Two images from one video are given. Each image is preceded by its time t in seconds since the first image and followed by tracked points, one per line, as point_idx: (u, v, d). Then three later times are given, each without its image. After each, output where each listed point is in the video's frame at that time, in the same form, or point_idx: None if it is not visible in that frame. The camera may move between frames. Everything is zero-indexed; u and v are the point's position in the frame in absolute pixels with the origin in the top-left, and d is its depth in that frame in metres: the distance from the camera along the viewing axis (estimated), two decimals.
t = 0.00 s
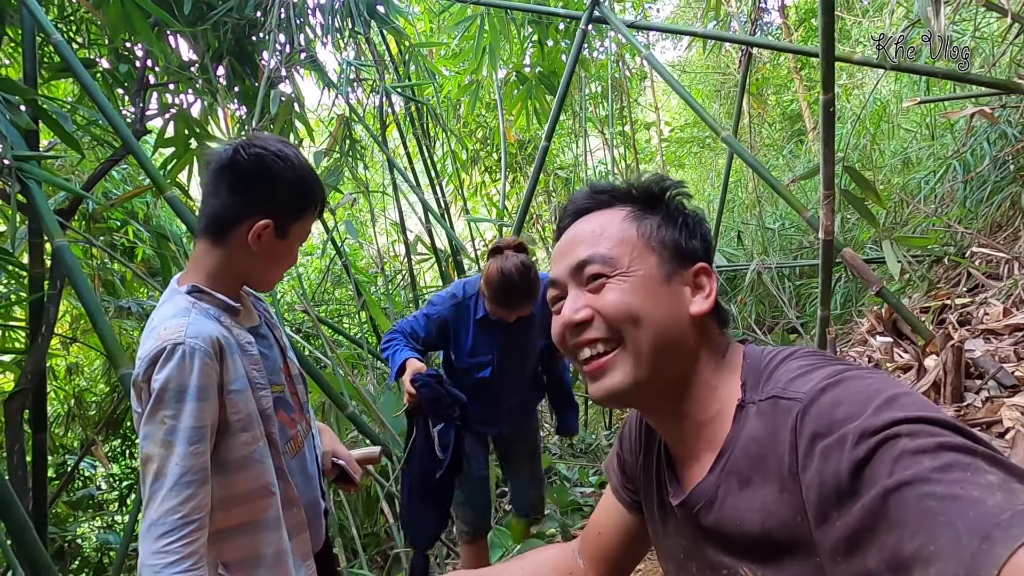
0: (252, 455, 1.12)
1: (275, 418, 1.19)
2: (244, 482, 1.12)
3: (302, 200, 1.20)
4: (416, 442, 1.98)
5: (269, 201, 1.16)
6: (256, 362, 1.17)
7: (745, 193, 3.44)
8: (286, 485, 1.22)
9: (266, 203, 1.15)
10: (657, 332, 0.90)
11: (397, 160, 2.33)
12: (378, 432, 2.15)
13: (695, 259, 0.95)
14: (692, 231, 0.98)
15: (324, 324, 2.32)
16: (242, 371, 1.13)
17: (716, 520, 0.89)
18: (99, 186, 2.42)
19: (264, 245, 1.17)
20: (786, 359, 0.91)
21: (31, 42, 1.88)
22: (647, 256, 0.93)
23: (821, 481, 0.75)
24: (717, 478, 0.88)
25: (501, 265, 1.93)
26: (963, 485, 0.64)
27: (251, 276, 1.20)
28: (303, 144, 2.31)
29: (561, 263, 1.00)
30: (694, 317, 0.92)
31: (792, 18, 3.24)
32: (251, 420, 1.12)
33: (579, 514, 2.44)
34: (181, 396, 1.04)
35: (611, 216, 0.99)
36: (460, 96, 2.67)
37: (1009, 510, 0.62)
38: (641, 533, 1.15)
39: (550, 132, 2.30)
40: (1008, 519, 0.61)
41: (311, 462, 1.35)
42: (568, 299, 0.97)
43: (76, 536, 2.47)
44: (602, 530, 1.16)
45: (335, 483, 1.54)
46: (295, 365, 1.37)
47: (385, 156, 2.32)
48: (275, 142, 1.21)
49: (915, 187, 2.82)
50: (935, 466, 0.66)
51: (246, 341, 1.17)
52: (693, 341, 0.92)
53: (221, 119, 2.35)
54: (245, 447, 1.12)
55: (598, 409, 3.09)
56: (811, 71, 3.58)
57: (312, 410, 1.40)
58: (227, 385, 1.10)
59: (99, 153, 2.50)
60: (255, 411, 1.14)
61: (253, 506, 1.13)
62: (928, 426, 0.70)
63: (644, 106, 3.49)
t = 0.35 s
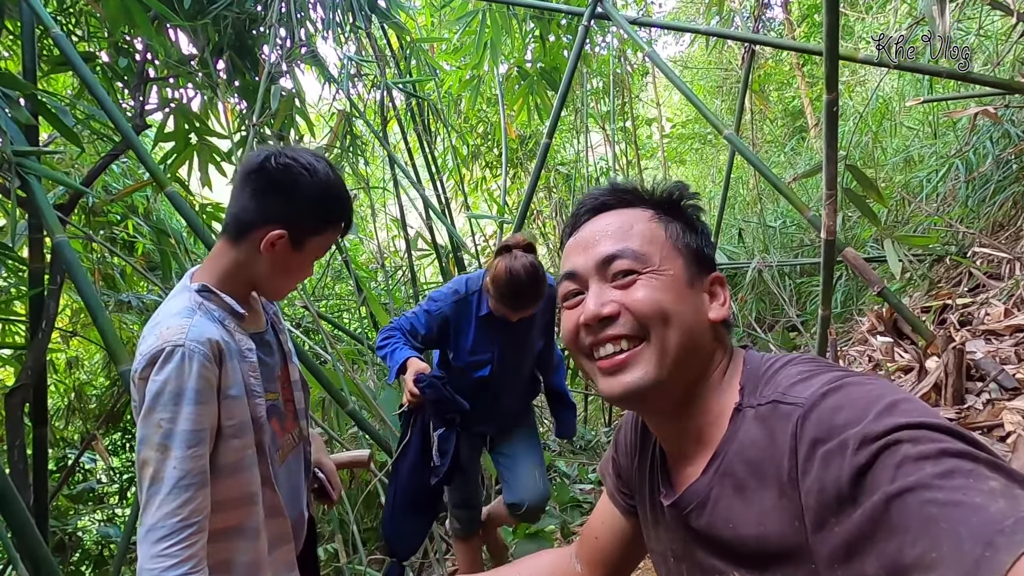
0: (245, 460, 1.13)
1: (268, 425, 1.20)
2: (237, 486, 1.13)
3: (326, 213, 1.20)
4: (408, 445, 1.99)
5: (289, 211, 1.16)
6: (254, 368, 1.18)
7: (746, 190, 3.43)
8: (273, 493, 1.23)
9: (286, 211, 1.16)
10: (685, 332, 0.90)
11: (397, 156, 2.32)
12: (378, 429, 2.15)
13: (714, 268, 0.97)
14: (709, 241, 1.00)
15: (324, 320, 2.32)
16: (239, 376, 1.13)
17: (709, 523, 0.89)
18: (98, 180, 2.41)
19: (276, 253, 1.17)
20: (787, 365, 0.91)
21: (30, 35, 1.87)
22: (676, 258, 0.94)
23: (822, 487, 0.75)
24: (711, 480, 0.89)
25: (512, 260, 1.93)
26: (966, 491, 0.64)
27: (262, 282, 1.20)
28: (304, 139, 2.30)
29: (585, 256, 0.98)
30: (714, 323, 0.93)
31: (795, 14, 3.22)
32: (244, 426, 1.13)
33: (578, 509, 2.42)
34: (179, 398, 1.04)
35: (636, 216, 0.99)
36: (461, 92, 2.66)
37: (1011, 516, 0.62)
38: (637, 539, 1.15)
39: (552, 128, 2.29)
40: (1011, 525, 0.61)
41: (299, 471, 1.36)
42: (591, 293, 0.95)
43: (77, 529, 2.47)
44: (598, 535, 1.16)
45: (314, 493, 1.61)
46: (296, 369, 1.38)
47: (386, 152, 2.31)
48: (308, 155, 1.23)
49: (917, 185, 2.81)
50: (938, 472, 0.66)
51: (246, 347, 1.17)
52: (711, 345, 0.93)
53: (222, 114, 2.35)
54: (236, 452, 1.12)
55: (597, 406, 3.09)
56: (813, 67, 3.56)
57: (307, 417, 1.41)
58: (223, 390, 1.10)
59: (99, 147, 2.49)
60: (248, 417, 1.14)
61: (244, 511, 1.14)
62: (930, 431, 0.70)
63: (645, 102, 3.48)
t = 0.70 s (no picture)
0: (246, 466, 1.13)
1: (268, 431, 1.20)
2: (238, 492, 1.13)
3: (330, 227, 1.19)
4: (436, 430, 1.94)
5: (290, 219, 1.17)
6: (259, 373, 1.18)
7: (747, 188, 3.42)
8: (270, 500, 1.24)
9: (289, 220, 1.17)
10: (691, 345, 0.90)
11: (397, 153, 2.31)
12: (377, 425, 2.15)
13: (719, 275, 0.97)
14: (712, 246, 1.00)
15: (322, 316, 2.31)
16: (245, 381, 1.14)
17: (708, 531, 0.89)
18: (96, 174, 2.40)
19: (273, 261, 1.17)
20: (789, 372, 0.91)
21: (27, 27, 1.85)
22: (680, 269, 0.94)
23: (823, 495, 0.75)
24: (712, 487, 0.89)
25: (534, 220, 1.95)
26: (968, 500, 0.64)
27: (264, 292, 1.20)
28: (303, 135, 2.29)
29: (589, 269, 0.97)
30: (718, 332, 0.94)
31: (797, 11, 3.21)
32: (247, 431, 1.13)
33: (575, 508, 2.41)
34: (186, 400, 1.04)
35: (639, 225, 0.97)
36: (461, 88, 2.64)
37: (1014, 525, 0.62)
38: (636, 545, 1.15)
39: (552, 126, 2.28)
40: (1012, 534, 0.61)
41: (297, 479, 1.37)
42: (595, 308, 0.95)
43: (74, 523, 2.47)
44: (599, 541, 1.16)
45: (313, 498, 1.62)
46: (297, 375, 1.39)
47: (386, 148, 2.30)
48: (323, 167, 1.24)
49: (917, 185, 2.80)
50: (940, 481, 0.66)
51: (251, 351, 1.17)
52: (715, 354, 0.94)
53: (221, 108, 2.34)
54: (238, 457, 1.12)
55: (596, 404, 3.08)
56: (815, 65, 3.55)
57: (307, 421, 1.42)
58: (230, 394, 1.11)
59: (97, 140, 2.48)
60: (251, 423, 1.14)
61: (245, 517, 1.15)
62: (931, 440, 0.70)
63: (646, 99, 3.46)
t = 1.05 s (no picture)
0: (245, 463, 1.12)
1: (268, 429, 1.20)
2: (235, 488, 1.12)
3: (349, 235, 1.17)
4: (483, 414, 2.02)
5: (307, 223, 1.15)
6: (266, 373, 1.17)
7: (740, 192, 3.44)
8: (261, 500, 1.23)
9: (306, 223, 1.15)
10: (633, 377, 0.90)
11: (393, 152, 2.32)
12: (371, 425, 2.14)
13: (637, 275, 0.90)
14: (630, 240, 0.93)
15: (316, 315, 2.30)
16: (252, 378, 1.13)
17: (718, 525, 0.89)
18: (88, 171, 2.38)
19: (288, 262, 1.16)
20: (795, 365, 0.90)
21: (20, 22, 1.84)
22: (591, 309, 0.91)
23: (828, 485, 0.75)
24: (720, 482, 0.88)
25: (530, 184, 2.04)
26: (972, 489, 0.64)
27: (279, 292, 1.19)
28: (299, 133, 2.29)
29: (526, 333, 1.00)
30: (659, 340, 0.90)
31: (790, 17, 3.22)
32: (251, 427, 1.12)
33: (569, 509, 2.35)
34: (193, 393, 1.03)
35: (547, 276, 0.96)
36: (456, 89, 2.64)
37: (1017, 514, 0.62)
38: (636, 538, 1.14)
39: (549, 127, 2.28)
40: (1016, 522, 0.62)
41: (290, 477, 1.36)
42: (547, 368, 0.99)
43: (62, 525, 2.44)
44: (597, 535, 1.16)
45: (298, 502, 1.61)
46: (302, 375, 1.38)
47: (382, 147, 2.30)
48: (347, 172, 1.22)
49: (909, 190, 2.83)
50: (944, 470, 0.66)
51: (258, 349, 1.16)
52: (666, 363, 0.91)
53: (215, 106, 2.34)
54: (241, 453, 1.11)
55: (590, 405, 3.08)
56: (808, 71, 3.57)
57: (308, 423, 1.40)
58: (238, 388, 1.10)
59: (89, 137, 2.46)
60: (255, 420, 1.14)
61: (236, 517, 1.13)
62: (936, 431, 0.70)
63: (640, 102, 3.48)
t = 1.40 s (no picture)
0: (248, 462, 1.13)
1: (271, 431, 1.21)
2: (238, 487, 1.12)
3: (359, 239, 1.17)
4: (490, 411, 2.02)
5: (320, 226, 1.15)
6: (272, 374, 1.18)
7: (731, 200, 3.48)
8: (259, 501, 1.24)
9: (317, 225, 1.15)
10: (613, 408, 0.91)
11: (387, 155, 2.32)
12: (361, 429, 2.13)
13: (587, 314, 0.89)
14: (571, 277, 0.91)
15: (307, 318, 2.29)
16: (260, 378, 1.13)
17: (709, 518, 0.89)
18: (77, 172, 2.36)
19: (298, 262, 1.16)
20: (788, 361, 0.90)
21: (10, 21, 1.83)
22: (556, 355, 0.92)
23: (820, 480, 0.75)
24: (711, 476, 0.88)
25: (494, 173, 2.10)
26: (965, 485, 0.64)
27: (286, 291, 1.19)
28: (292, 136, 2.29)
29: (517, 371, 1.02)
30: (628, 369, 0.90)
31: (779, 29, 3.27)
32: (255, 426, 1.13)
33: (560, 513, 2.30)
34: (206, 390, 1.03)
35: (513, 331, 0.97)
36: (450, 94, 2.66)
37: (1009, 509, 0.61)
38: (638, 534, 1.15)
39: (542, 132, 2.29)
40: (1008, 518, 0.61)
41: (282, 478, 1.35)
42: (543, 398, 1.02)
43: (45, 531, 2.40)
44: (599, 532, 1.16)
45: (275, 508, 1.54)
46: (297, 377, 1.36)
47: (376, 151, 2.31)
48: (359, 176, 1.22)
49: (897, 198, 2.87)
50: (937, 465, 0.65)
51: (268, 351, 1.16)
52: (640, 389, 0.91)
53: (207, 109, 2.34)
54: (244, 451, 1.12)
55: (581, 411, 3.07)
56: (797, 81, 3.62)
57: (300, 426, 1.40)
58: (247, 386, 1.10)
59: (79, 139, 2.45)
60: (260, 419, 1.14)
61: (237, 517, 1.13)
62: (928, 427, 0.69)
63: (632, 111, 3.51)
